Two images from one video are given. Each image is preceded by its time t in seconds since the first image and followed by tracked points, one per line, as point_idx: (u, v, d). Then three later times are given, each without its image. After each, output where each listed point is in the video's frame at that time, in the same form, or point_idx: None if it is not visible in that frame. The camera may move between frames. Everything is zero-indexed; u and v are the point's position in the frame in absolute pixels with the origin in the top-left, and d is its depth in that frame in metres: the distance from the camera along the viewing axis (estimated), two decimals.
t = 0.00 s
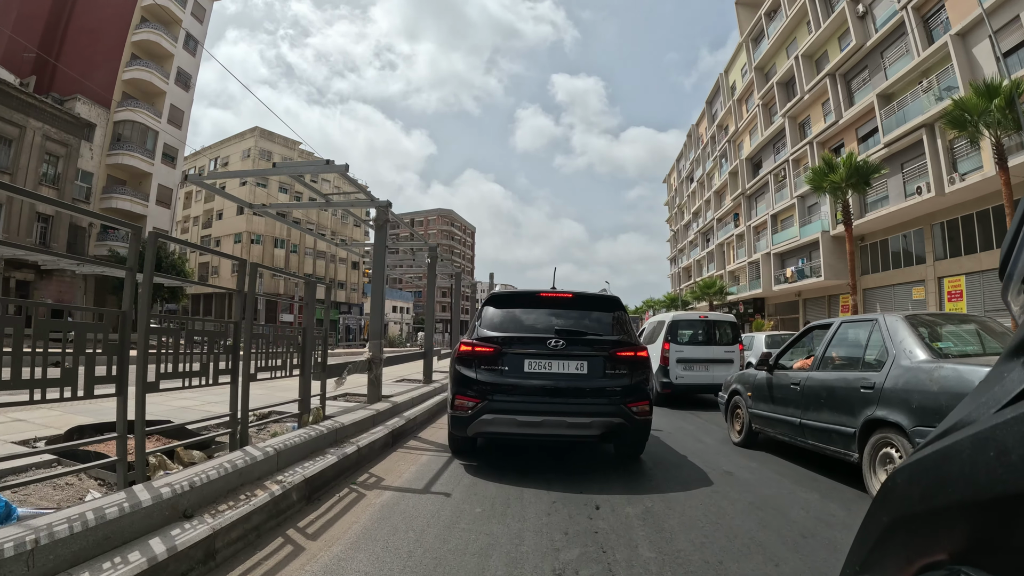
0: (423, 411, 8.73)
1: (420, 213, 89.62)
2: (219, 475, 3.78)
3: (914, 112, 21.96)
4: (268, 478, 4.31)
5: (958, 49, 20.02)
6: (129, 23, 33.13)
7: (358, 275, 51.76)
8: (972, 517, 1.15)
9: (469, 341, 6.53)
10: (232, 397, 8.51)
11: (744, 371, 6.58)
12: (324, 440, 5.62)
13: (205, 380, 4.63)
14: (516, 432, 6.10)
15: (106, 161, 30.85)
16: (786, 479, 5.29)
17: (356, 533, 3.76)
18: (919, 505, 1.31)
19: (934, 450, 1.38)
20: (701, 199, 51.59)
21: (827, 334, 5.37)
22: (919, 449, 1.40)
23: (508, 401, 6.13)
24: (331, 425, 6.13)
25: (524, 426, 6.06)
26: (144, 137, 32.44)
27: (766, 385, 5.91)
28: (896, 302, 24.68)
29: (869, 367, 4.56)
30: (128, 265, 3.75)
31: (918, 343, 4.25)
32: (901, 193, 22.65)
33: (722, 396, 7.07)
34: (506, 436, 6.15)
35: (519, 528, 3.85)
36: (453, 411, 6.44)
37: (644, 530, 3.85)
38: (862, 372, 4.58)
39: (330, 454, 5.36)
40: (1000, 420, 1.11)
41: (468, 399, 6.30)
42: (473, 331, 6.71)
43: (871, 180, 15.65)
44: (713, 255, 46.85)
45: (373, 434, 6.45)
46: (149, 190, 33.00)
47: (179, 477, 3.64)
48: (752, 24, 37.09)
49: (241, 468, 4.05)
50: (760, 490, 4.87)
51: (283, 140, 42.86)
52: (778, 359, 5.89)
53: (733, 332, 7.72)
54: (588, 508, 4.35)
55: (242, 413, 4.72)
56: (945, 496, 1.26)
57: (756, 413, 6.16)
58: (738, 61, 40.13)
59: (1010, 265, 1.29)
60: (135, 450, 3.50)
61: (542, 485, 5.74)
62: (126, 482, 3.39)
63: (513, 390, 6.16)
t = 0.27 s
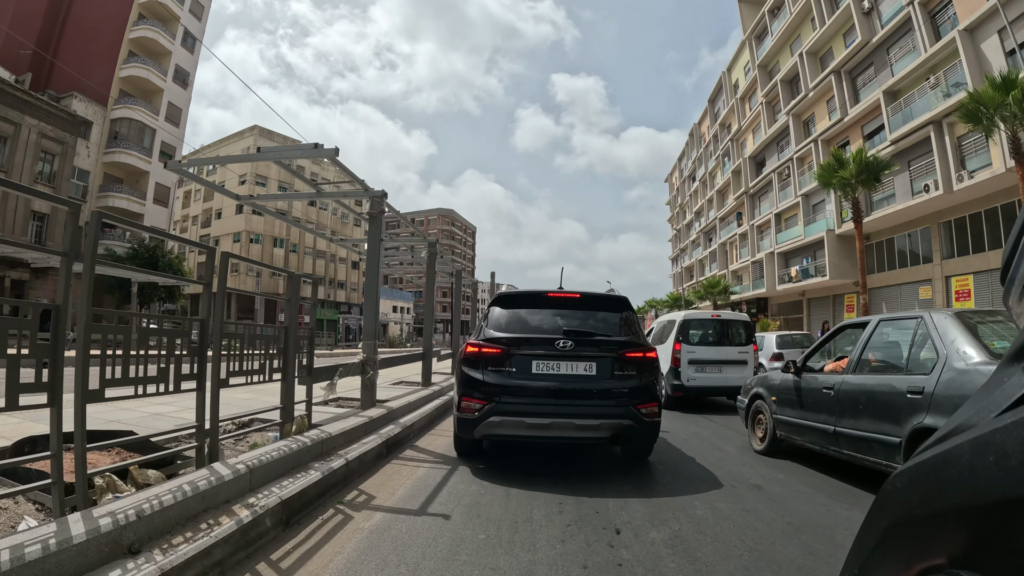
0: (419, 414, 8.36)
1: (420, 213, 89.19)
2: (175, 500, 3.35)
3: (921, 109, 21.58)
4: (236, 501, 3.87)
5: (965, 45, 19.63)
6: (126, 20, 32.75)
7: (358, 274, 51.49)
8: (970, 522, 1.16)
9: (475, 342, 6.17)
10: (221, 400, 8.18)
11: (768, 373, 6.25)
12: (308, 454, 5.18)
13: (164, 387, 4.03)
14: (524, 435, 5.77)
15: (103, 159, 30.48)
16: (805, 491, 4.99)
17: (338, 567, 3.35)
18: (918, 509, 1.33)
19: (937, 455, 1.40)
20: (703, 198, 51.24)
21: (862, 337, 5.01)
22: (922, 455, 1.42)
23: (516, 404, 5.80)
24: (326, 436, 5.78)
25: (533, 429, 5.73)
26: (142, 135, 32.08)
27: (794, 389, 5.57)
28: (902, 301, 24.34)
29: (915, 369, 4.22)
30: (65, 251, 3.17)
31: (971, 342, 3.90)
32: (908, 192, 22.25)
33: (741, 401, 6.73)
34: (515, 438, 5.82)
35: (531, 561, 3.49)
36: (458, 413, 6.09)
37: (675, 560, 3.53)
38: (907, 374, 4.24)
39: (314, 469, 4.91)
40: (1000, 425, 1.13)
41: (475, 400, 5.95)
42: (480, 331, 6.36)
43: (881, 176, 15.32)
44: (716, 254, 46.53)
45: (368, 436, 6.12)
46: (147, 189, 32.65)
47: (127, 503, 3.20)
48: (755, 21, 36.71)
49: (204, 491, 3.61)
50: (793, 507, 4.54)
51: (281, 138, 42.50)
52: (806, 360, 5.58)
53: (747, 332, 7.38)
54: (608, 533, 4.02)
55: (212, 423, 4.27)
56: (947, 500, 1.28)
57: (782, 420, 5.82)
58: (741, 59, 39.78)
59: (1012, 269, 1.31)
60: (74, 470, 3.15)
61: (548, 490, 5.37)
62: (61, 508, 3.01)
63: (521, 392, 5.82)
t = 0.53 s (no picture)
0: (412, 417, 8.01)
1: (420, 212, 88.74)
2: (111, 532, 2.90)
3: (927, 107, 21.25)
4: (190, 531, 3.43)
5: (973, 41, 19.31)
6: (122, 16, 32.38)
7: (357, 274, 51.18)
8: (975, 527, 1.14)
9: (479, 342, 5.83)
10: (209, 403, 7.85)
11: (790, 375, 5.91)
12: (282, 471, 4.74)
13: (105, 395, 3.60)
14: (530, 438, 5.45)
15: (98, 156, 30.11)
16: (818, 499, 4.71)
17: None
18: (925, 512, 1.30)
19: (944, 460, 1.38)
20: (705, 197, 50.91)
21: (901, 339, 4.61)
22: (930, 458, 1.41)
23: (520, 406, 5.48)
24: (311, 447, 5.43)
25: (539, 432, 5.41)
26: (138, 132, 31.72)
27: (824, 394, 5.20)
28: (907, 301, 24.01)
29: (969, 373, 3.86)
30: None
31: None
32: (913, 190, 21.85)
33: (762, 406, 6.34)
34: (521, 442, 5.51)
35: None
36: (461, 415, 5.76)
37: None
38: (959, 379, 3.88)
39: (288, 488, 4.48)
40: (1008, 429, 1.12)
41: (478, 403, 5.61)
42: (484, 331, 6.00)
43: (890, 173, 15.01)
44: (717, 254, 46.24)
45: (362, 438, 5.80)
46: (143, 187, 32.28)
47: (53, 535, 2.76)
48: (757, 19, 36.38)
49: (149, 520, 3.16)
50: (817, 516, 4.22)
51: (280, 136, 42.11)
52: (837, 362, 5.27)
53: (759, 331, 7.05)
54: (631, 563, 3.45)
55: (167, 432, 3.79)
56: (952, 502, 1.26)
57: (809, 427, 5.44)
58: (743, 57, 39.43)
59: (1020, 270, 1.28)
60: None
61: (552, 495, 5.04)
62: None
63: (526, 394, 5.50)
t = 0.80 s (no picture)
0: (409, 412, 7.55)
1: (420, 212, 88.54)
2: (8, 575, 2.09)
3: (933, 104, 20.94)
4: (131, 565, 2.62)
5: (980, 37, 18.98)
6: (118, 12, 32.03)
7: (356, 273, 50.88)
8: (998, 528, 1.04)
9: (479, 342, 5.51)
10: (196, 406, 7.50)
11: (813, 379, 5.40)
12: (254, 484, 3.90)
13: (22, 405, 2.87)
14: (530, 440, 5.14)
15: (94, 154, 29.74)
16: (833, 505, 4.41)
17: None
18: (945, 514, 1.19)
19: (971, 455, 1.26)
20: (706, 197, 50.66)
21: (944, 338, 4.16)
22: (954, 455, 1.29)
23: (520, 407, 5.16)
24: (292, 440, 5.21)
25: (540, 434, 5.09)
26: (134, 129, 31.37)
27: (854, 399, 4.73)
28: (913, 301, 23.68)
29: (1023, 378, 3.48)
30: None
31: None
32: (919, 188, 21.47)
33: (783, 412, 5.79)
34: (521, 444, 5.20)
35: None
36: (459, 417, 5.44)
37: None
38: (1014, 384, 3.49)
39: (256, 504, 3.66)
40: None
41: (477, 403, 5.29)
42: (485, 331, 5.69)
43: (898, 170, 14.73)
44: (719, 253, 45.99)
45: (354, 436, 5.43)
46: (139, 185, 31.95)
47: None
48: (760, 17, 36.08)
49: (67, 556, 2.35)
50: (834, 527, 3.92)
51: (278, 134, 41.79)
52: (869, 363, 4.78)
53: (772, 331, 6.70)
54: None
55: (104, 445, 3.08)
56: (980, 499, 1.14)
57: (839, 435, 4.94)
58: (746, 54, 39.12)
59: None
60: None
61: (552, 501, 4.70)
62: None
63: (526, 395, 5.18)
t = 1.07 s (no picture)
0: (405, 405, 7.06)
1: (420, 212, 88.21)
2: None
3: (939, 101, 20.62)
4: None
5: (987, 32, 18.66)
6: (115, 8, 31.72)
7: (355, 273, 50.59)
8: None
9: (477, 341, 5.20)
10: (189, 406, 7.24)
11: (836, 380, 4.96)
12: (212, 505, 3.31)
13: None
14: (529, 443, 4.83)
15: (89, 152, 29.41)
16: (849, 516, 4.08)
17: None
18: (980, 507, 1.46)
19: (992, 456, 1.54)
20: (707, 196, 50.42)
21: (990, 338, 3.77)
22: (980, 454, 1.57)
23: (519, 409, 4.85)
24: (275, 441, 4.87)
25: (540, 436, 4.79)
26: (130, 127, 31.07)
27: (891, 404, 4.29)
28: (917, 300, 23.31)
29: None
30: None
31: None
32: (924, 185, 21.10)
33: (803, 418, 5.35)
34: (519, 447, 4.89)
35: None
36: (456, 418, 5.12)
37: None
38: None
39: (208, 527, 3.10)
40: None
41: (474, 404, 4.97)
42: (482, 331, 5.37)
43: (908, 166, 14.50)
44: (721, 253, 45.76)
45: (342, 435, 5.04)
46: (134, 182, 31.63)
47: None
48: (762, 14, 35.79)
49: None
50: (853, 537, 3.63)
51: (276, 132, 41.45)
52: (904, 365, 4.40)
53: (784, 330, 6.36)
54: None
55: (23, 461, 2.59)
56: (1011, 495, 1.39)
57: (871, 443, 4.48)
58: (748, 52, 38.79)
59: None
60: None
61: (550, 505, 4.38)
62: None
63: (525, 395, 4.87)
